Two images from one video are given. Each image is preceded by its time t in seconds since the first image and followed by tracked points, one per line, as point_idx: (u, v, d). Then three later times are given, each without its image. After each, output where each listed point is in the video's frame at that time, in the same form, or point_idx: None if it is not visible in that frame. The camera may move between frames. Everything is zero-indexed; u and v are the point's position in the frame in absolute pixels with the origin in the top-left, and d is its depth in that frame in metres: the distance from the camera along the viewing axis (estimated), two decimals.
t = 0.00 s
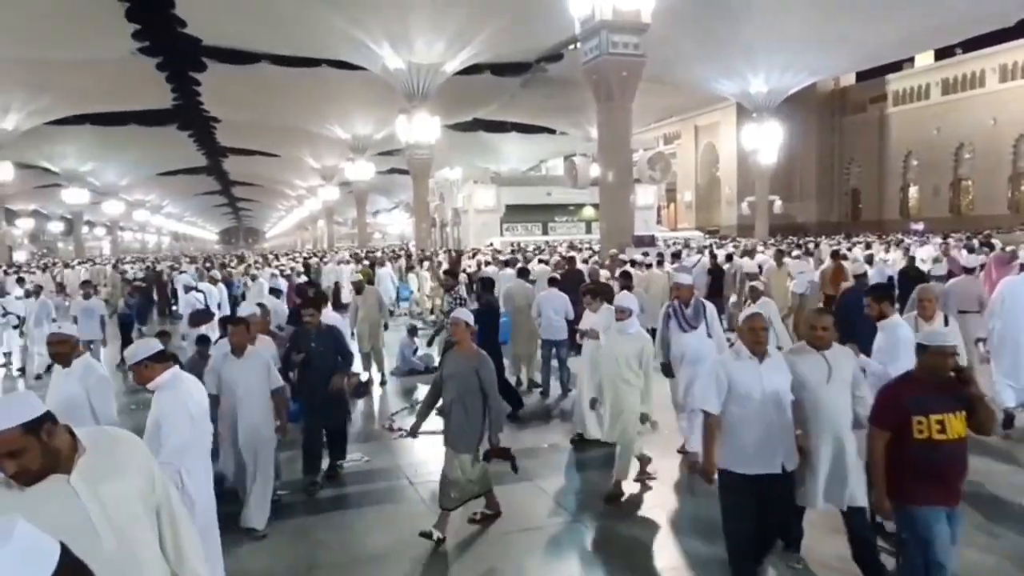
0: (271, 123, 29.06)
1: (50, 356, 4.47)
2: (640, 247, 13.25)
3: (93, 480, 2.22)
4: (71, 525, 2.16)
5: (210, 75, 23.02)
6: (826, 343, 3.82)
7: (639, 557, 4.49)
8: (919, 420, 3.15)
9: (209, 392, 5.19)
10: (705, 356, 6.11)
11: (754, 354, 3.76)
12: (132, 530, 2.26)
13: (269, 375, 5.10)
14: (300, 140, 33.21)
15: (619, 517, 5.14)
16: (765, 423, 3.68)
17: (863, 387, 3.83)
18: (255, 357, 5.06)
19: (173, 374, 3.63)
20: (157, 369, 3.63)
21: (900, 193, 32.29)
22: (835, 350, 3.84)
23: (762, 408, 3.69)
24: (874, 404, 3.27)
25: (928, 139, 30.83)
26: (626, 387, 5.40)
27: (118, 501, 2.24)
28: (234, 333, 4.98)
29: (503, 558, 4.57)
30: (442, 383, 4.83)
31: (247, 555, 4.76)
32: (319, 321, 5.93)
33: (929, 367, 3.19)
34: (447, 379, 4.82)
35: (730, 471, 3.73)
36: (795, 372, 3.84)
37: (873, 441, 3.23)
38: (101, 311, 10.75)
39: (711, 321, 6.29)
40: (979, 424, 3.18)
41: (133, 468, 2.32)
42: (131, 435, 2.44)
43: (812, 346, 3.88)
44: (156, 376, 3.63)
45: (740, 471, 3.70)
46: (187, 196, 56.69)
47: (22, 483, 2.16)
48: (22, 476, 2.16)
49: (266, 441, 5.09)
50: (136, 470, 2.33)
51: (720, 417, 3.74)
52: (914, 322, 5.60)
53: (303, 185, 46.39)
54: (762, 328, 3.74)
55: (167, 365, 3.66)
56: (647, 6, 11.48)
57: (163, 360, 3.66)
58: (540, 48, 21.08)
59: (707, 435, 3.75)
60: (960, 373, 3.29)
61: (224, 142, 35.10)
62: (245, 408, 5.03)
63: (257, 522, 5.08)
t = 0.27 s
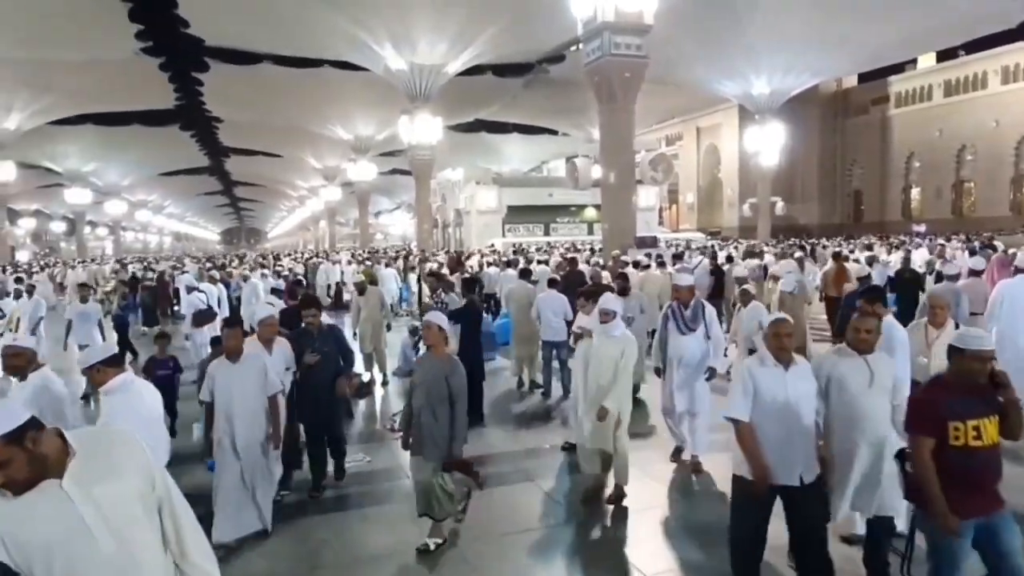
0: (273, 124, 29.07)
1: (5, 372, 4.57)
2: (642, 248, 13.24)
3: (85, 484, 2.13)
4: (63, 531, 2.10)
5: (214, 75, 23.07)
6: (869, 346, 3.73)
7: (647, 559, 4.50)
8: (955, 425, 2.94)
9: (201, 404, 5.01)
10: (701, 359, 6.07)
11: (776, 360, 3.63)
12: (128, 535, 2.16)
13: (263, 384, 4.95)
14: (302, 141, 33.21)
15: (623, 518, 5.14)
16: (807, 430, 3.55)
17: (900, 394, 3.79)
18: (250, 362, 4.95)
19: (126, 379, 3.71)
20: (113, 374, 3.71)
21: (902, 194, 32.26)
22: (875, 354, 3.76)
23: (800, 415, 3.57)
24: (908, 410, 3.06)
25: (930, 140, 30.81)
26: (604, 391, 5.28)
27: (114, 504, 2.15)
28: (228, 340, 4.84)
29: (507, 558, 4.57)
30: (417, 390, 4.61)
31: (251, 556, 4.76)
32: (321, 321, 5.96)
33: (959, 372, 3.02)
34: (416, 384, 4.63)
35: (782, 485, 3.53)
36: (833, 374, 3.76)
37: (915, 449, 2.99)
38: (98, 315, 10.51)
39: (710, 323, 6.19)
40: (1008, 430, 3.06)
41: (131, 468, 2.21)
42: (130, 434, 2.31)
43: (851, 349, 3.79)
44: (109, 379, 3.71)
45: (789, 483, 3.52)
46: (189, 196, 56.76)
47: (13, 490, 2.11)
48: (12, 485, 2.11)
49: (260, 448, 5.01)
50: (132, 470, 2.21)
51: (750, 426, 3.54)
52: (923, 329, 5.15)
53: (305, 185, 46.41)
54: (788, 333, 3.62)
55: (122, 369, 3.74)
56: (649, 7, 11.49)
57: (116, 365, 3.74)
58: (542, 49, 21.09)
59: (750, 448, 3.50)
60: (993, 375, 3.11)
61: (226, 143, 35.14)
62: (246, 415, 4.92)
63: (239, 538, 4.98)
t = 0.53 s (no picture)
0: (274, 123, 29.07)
1: None
2: (643, 249, 13.26)
3: (86, 485, 2.14)
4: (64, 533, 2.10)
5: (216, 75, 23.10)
6: (902, 350, 3.61)
7: (647, 560, 4.51)
8: (1004, 441, 2.80)
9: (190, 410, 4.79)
10: (696, 365, 5.82)
11: (816, 363, 3.54)
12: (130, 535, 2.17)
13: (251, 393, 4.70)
14: (303, 141, 33.23)
15: (623, 521, 5.13)
16: (838, 436, 3.43)
17: (934, 401, 3.66)
18: (240, 368, 4.72)
19: (82, 377, 3.63)
20: (67, 373, 3.61)
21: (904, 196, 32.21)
22: (908, 357, 3.64)
23: (836, 424, 3.45)
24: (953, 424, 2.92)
25: (932, 142, 30.79)
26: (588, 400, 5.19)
27: (115, 505, 2.16)
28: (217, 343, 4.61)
29: (508, 561, 4.56)
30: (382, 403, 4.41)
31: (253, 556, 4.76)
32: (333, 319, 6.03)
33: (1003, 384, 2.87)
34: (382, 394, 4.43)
35: (800, 488, 3.41)
36: (868, 381, 3.64)
37: (967, 467, 2.85)
38: (94, 316, 9.99)
39: (705, 327, 5.92)
40: None
41: (132, 467, 2.21)
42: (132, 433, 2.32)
43: (883, 353, 3.68)
44: (64, 378, 3.61)
45: (810, 489, 3.39)
46: (190, 196, 56.81)
47: (13, 493, 2.11)
48: (12, 488, 2.10)
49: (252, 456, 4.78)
50: (135, 469, 2.22)
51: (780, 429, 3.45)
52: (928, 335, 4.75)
53: (306, 185, 46.40)
54: (829, 335, 3.52)
55: (77, 369, 3.64)
56: (651, 8, 11.51)
57: (72, 362, 3.63)
58: (545, 50, 21.09)
59: (774, 447, 3.40)
60: None
61: (228, 142, 35.18)
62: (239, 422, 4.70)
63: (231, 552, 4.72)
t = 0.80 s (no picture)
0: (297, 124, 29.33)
1: None
2: (665, 249, 13.20)
3: (115, 481, 2.19)
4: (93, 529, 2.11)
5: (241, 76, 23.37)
6: (953, 363, 3.45)
7: (663, 563, 4.49)
8: None
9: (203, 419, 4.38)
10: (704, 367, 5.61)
11: (877, 366, 3.36)
12: (156, 528, 2.21)
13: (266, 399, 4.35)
14: (326, 141, 33.49)
15: (641, 524, 5.09)
16: (886, 448, 3.27)
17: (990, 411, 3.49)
18: (257, 373, 4.38)
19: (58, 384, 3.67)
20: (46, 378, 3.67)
21: (931, 195, 31.64)
22: (962, 371, 3.46)
23: (887, 436, 3.29)
24: None
25: (960, 140, 30.27)
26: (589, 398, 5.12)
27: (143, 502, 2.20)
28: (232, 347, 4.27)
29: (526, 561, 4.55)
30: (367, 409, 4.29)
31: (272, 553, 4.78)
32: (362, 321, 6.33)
33: None
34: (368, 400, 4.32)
35: (832, 488, 3.34)
36: (922, 397, 3.44)
37: None
38: (118, 317, 9.63)
39: (713, 327, 5.74)
40: None
41: (158, 466, 2.28)
42: (161, 435, 2.42)
43: (932, 366, 3.50)
44: (43, 386, 3.68)
45: (846, 493, 3.29)
46: (215, 196, 57.50)
47: (46, 488, 2.15)
48: (44, 482, 2.14)
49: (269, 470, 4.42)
50: (160, 465, 2.29)
51: (824, 431, 3.36)
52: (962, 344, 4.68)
53: (329, 186, 46.74)
54: (894, 340, 3.32)
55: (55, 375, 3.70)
56: (674, 7, 11.45)
57: (51, 372, 3.70)
58: (567, 50, 21.07)
59: (815, 442, 3.34)
60: None
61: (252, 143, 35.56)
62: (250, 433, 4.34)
63: (261, 559, 4.50)
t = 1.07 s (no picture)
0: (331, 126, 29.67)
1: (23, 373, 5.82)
2: (699, 250, 13.07)
3: (157, 477, 2.24)
4: (133, 522, 2.17)
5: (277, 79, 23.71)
6: None
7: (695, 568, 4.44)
8: None
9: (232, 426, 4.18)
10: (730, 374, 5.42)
11: (950, 379, 3.12)
12: (195, 526, 2.26)
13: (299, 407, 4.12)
14: (360, 143, 33.81)
15: (674, 527, 5.06)
16: (957, 468, 3.06)
17: None
18: (290, 383, 4.15)
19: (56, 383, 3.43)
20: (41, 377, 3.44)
21: (974, 194, 30.83)
22: None
23: (958, 456, 3.07)
24: None
25: (1004, 138, 29.45)
26: (599, 404, 4.88)
27: (184, 498, 2.25)
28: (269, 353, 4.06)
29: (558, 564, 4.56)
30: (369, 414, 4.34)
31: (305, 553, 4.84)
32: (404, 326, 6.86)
33: None
34: (371, 404, 4.36)
35: (906, 510, 3.17)
36: (994, 408, 3.11)
37: None
38: (151, 317, 9.57)
39: (739, 332, 5.60)
40: None
41: (198, 462, 2.33)
42: (204, 432, 2.45)
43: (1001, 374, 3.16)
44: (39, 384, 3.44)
45: (917, 515, 3.13)
46: (252, 197, 58.45)
47: (93, 481, 2.21)
48: (91, 476, 2.21)
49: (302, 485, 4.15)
50: (200, 461, 2.33)
51: (888, 446, 3.16)
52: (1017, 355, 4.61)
53: (362, 187, 47.20)
54: (969, 349, 3.08)
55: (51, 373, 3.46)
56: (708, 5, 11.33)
57: (47, 368, 3.48)
58: (599, 49, 20.97)
59: (881, 460, 3.14)
60: None
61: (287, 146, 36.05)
62: (281, 449, 4.06)
63: None
